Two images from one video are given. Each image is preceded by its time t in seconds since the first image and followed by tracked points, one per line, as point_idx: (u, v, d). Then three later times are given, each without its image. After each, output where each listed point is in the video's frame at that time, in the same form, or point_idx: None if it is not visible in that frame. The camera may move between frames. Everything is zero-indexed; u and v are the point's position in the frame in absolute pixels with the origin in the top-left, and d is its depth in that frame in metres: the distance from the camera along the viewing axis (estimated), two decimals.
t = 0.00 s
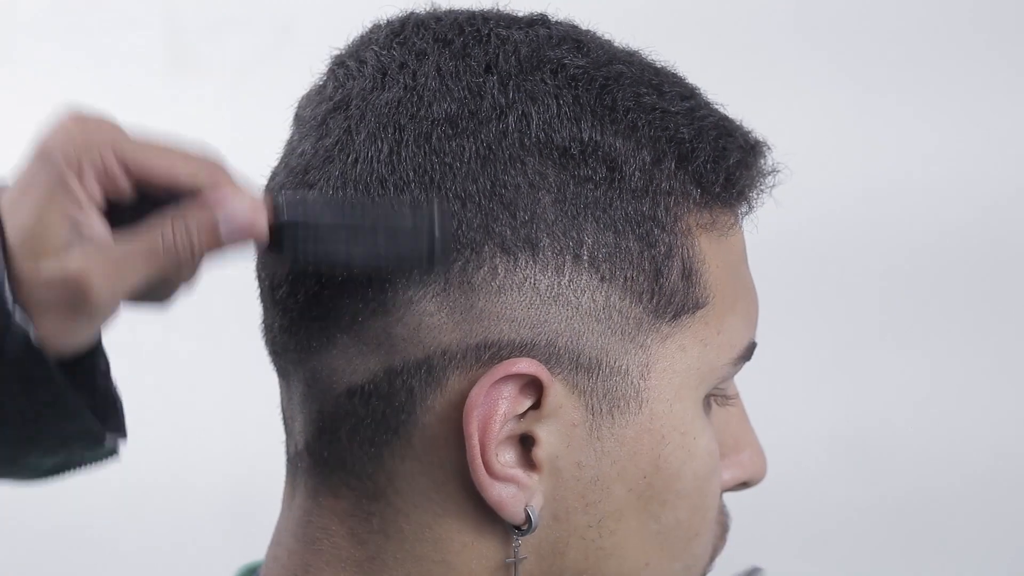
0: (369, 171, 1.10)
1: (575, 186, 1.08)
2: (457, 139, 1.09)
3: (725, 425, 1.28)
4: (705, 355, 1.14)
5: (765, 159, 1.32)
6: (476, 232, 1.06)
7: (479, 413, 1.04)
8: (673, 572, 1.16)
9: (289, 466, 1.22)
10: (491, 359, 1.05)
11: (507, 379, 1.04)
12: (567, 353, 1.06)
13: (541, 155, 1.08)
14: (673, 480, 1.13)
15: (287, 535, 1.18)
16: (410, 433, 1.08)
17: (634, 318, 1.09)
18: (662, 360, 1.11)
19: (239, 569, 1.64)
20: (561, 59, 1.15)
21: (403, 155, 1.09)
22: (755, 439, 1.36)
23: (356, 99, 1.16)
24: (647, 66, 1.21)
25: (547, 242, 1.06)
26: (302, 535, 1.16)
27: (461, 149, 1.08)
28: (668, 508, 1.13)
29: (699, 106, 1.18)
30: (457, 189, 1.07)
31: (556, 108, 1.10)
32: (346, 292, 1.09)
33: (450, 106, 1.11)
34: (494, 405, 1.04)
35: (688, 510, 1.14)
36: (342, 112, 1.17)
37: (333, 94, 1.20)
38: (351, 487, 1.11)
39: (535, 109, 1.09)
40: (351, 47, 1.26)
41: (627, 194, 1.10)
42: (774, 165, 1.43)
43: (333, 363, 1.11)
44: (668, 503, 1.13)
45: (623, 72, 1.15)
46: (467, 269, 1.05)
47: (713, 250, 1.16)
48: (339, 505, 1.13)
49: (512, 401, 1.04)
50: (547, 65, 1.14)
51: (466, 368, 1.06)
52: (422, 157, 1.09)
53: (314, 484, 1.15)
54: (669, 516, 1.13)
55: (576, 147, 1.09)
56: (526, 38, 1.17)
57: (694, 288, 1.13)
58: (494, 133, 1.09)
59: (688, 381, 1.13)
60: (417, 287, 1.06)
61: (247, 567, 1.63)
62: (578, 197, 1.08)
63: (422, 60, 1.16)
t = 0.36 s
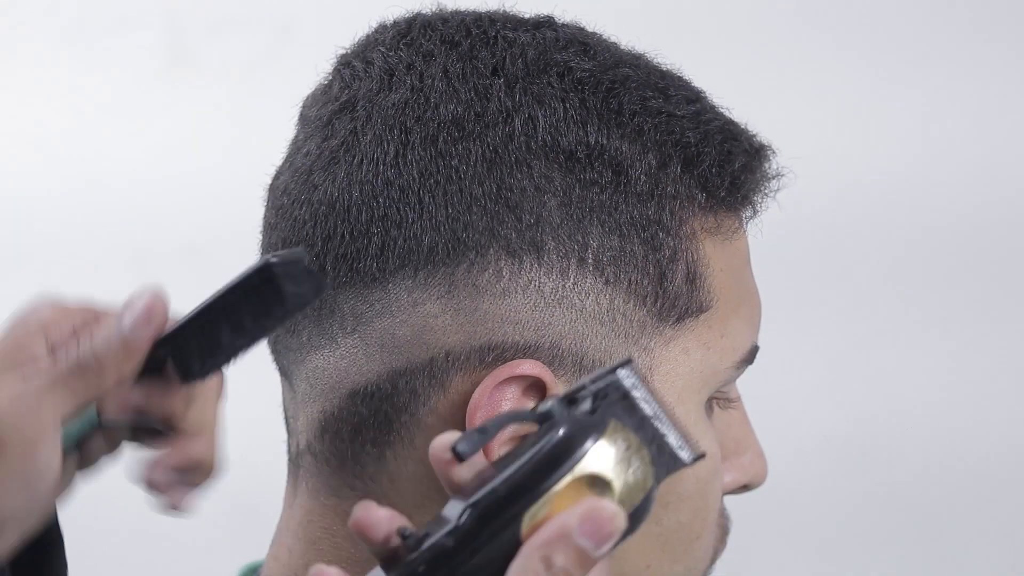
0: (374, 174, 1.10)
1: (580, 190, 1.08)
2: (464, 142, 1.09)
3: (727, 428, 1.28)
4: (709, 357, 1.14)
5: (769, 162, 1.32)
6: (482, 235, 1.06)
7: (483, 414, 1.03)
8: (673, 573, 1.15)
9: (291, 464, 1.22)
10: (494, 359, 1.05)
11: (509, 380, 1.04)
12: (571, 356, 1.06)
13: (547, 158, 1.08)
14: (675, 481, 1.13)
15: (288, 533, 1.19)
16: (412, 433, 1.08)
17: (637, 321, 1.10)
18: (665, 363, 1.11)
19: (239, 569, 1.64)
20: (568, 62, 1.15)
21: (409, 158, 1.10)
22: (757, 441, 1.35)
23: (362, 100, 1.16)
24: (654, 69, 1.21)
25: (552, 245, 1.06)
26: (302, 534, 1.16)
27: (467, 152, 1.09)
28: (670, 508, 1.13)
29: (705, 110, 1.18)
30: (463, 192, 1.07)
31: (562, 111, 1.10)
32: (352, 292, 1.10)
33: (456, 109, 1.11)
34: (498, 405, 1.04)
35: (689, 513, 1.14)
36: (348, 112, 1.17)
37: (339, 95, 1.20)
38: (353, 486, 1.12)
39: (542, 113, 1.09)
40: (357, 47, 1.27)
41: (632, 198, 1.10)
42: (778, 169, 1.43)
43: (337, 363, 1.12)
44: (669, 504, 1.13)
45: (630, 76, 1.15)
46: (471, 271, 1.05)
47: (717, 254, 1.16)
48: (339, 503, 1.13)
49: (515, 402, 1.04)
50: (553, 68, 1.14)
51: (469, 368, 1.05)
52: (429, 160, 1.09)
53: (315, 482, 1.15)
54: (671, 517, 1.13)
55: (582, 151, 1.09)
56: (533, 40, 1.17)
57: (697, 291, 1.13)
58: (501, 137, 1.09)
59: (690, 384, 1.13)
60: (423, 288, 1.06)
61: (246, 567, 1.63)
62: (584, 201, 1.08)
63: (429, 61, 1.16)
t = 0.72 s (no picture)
0: (375, 172, 1.10)
1: (580, 189, 1.08)
2: (464, 140, 1.10)
3: (726, 428, 1.28)
4: (709, 356, 1.14)
5: (769, 162, 1.32)
6: (481, 234, 1.06)
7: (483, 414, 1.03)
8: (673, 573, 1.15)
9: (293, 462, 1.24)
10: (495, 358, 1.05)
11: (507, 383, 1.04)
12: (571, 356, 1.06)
13: (547, 157, 1.08)
14: (675, 481, 1.13)
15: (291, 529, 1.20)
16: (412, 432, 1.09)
17: (637, 320, 1.10)
18: (664, 362, 1.11)
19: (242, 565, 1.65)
20: (569, 61, 1.15)
21: (409, 156, 1.10)
22: (756, 442, 1.36)
23: (363, 99, 1.16)
24: (654, 69, 1.21)
25: (552, 245, 1.06)
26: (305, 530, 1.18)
27: (467, 151, 1.09)
28: (670, 509, 1.13)
29: (705, 110, 1.19)
30: (463, 191, 1.07)
31: (563, 110, 1.10)
32: (352, 291, 1.10)
33: (457, 108, 1.11)
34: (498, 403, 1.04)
35: (689, 512, 1.14)
36: (348, 111, 1.17)
37: (340, 94, 1.20)
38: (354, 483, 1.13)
39: (542, 112, 1.09)
40: (358, 47, 1.27)
41: (632, 197, 1.10)
42: (778, 169, 1.43)
43: (338, 362, 1.12)
44: (669, 505, 1.13)
45: (630, 75, 1.15)
46: (471, 269, 1.06)
47: (717, 253, 1.16)
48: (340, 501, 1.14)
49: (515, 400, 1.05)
50: (554, 67, 1.14)
51: (469, 367, 1.06)
52: (429, 159, 1.09)
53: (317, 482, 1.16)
54: (670, 517, 1.13)
55: (582, 150, 1.09)
56: (533, 40, 1.17)
57: (697, 291, 1.14)
58: (501, 136, 1.09)
59: (690, 384, 1.13)
60: (423, 287, 1.07)
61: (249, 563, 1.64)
62: (585, 199, 1.08)
63: (430, 60, 1.16)
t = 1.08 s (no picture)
0: (372, 172, 1.10)
1: (578, 188, 1.08)
2: (461, 140, 1.09)
3: (724, 426, 1.28)
4: (707, 355, 1.14)
5: (767, 161, 1.32)
6: (479, 233, 1.06)
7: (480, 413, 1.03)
8: (672, 572, 1.16)
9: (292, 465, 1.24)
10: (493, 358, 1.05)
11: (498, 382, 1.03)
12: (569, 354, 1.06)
13: (545, 156, 1.08)
14: (674, 480, 1.13)
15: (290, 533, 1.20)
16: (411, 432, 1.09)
17: (635, 319, 1.10)
18: (662, 361, 1.12)
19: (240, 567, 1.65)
20: (566, 60, 1.15)
21: (406, 156, 1.10)
22: (755, 441, 1.36)
23: (360, 99, 1.16)
24: (650, 68, 1.21)
25: (550, 244, 1.06)
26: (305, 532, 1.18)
27: (464, 150, 1.09)
28: (669, 508, 1.13)
29: (702, 108, 1.19)
30: (460, 190, 1.07)
31: (560, 109, 1.10)
32: (350, 291, 1.10)
33: (454, 107, 1.11)
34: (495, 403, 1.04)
35: (688, 511, 1.14)
36: (345, 111, 1.17)
37: (337, 94, 1.20)
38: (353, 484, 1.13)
39: (540, 111, 1.09)
40: (355, 46, 1.27)
41: (630, 196, 1.10)
42: (776, 167, 1.43)
43: (336, 362, 1.12)
44: (669, 503, 1.13)
45: (627, 74, 1.15)
46: (469, 268, 1.06)
47: (714, 252, 1.16)
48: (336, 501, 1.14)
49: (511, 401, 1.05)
50: (551, 66, 1.14)
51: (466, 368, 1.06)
52: (426, 158, 1.09)
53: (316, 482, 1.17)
54: (670, 516, 1.13)
55: (580, 149, 1.09)
56: (530, 39, 1.17)
57: (695, 289, 1.14)
58: (498, 135, 1.09)
59: (688, 382, 1.13)
60: (421, 286, 1.07)
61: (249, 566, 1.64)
62: (582, 198, 1.08)
63: (427, 60, 1.16)
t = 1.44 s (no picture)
0: (372, 173, 1.10)
1: (578, 188, 1.08)
2: (461, 140, 1.09)
3: (724, 426, 1.28)
4: (707, 354, 1.14)
5: (766, 161, 1.31)
6: (479, 233, 1.06)
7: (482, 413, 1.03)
8: (673, 572, 1.15)
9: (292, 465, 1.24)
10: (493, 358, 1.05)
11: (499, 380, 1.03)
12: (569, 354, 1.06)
13: (545, 156, 1.08)
14: (674, 480, 1.13)
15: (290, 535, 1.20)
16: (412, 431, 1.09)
17: (635, 318, 1.10)
18: (663, 361, 1.11)
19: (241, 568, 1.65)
20: (565, 60, 1.15)
21: (406, 156, 1.10)
22: (756, 441, 1.36)
23: (360, 99, 1.16)
24: (650, 68, 1.21)
25: (550, 244, 1.06)
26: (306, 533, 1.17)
27: (464, 151, 1.09)
28: (669, 508, 1.13)
29: (702, 108, 1.18)
30: (460, 190, 1.07)
31: (560, 109, 1.10)
32: (349, 291, 1.10)
33: (454, 107, 1.11)
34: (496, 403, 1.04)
35: (688, 511, 1.14)
36: (345, 112, 1.17)
37: (337, 95, 1.20)
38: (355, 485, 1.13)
39: (540, 111, 1.09)
40: (354, 46, 1.27)
41: (629, 196, 1.10)
42: (776, 168, 1.43)
43: (336, 361, 1.12)
44: (669, 503, 1.13)
45: (627, 74, 1.15)
46: (469, 269, 1.06)
47: (714, 253, 1.16)
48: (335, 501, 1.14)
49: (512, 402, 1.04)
50: (551, 66, 1.14)
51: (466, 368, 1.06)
52: (426, 159, 1.09)
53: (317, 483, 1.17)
54: (670, 516, 1.13)
55: (579, 149, 1.09)
56: (530, 39, 1.17)
57: (695, 289, 1.14)
58: (498, 135, 1.09)
59: (689, 382, 1.13)
60: (421, 286, 1.07)
61: (250, 566, 1.65)
62: (582, 199, 1.08)
63: (426, 60, 1.16)
